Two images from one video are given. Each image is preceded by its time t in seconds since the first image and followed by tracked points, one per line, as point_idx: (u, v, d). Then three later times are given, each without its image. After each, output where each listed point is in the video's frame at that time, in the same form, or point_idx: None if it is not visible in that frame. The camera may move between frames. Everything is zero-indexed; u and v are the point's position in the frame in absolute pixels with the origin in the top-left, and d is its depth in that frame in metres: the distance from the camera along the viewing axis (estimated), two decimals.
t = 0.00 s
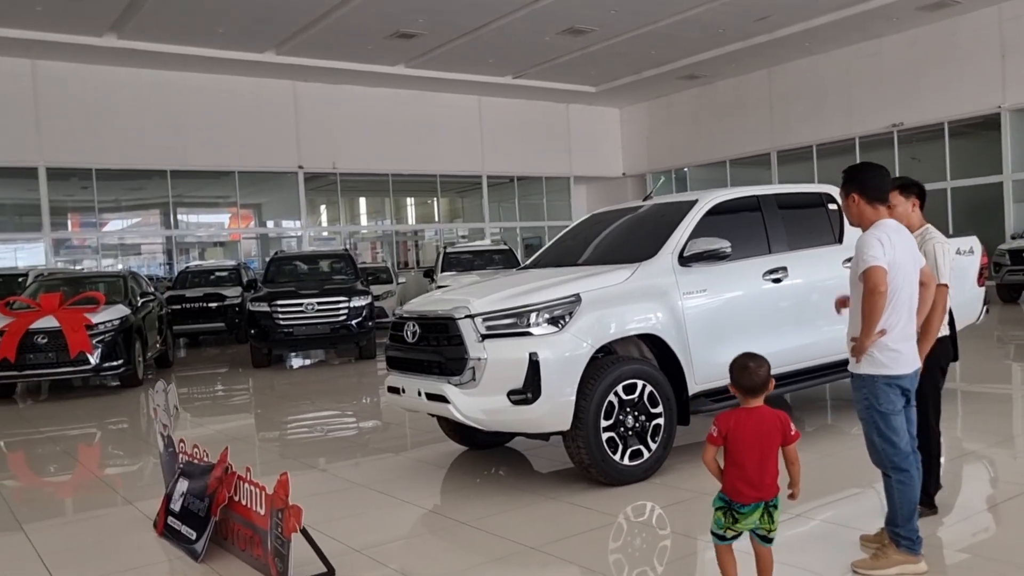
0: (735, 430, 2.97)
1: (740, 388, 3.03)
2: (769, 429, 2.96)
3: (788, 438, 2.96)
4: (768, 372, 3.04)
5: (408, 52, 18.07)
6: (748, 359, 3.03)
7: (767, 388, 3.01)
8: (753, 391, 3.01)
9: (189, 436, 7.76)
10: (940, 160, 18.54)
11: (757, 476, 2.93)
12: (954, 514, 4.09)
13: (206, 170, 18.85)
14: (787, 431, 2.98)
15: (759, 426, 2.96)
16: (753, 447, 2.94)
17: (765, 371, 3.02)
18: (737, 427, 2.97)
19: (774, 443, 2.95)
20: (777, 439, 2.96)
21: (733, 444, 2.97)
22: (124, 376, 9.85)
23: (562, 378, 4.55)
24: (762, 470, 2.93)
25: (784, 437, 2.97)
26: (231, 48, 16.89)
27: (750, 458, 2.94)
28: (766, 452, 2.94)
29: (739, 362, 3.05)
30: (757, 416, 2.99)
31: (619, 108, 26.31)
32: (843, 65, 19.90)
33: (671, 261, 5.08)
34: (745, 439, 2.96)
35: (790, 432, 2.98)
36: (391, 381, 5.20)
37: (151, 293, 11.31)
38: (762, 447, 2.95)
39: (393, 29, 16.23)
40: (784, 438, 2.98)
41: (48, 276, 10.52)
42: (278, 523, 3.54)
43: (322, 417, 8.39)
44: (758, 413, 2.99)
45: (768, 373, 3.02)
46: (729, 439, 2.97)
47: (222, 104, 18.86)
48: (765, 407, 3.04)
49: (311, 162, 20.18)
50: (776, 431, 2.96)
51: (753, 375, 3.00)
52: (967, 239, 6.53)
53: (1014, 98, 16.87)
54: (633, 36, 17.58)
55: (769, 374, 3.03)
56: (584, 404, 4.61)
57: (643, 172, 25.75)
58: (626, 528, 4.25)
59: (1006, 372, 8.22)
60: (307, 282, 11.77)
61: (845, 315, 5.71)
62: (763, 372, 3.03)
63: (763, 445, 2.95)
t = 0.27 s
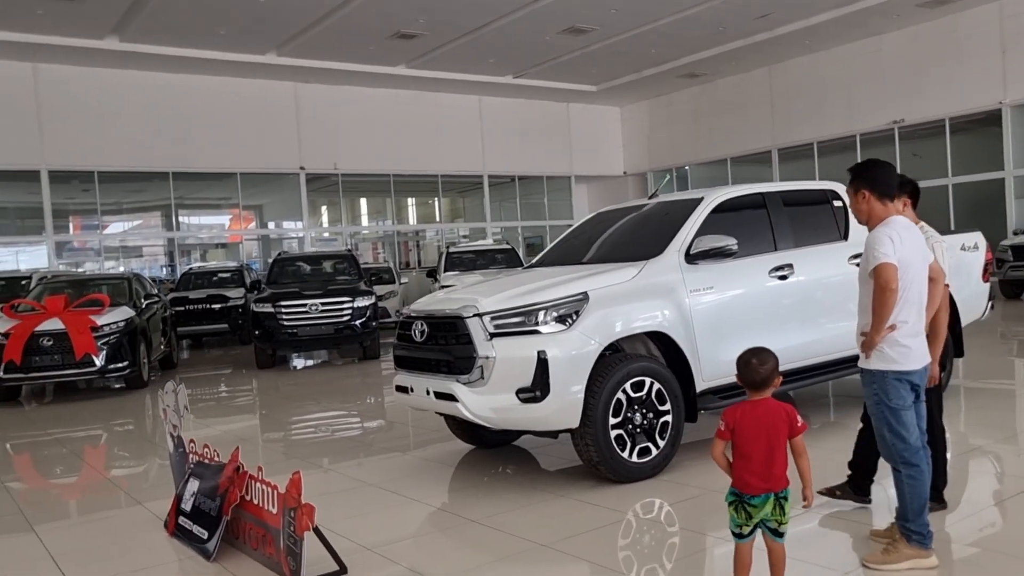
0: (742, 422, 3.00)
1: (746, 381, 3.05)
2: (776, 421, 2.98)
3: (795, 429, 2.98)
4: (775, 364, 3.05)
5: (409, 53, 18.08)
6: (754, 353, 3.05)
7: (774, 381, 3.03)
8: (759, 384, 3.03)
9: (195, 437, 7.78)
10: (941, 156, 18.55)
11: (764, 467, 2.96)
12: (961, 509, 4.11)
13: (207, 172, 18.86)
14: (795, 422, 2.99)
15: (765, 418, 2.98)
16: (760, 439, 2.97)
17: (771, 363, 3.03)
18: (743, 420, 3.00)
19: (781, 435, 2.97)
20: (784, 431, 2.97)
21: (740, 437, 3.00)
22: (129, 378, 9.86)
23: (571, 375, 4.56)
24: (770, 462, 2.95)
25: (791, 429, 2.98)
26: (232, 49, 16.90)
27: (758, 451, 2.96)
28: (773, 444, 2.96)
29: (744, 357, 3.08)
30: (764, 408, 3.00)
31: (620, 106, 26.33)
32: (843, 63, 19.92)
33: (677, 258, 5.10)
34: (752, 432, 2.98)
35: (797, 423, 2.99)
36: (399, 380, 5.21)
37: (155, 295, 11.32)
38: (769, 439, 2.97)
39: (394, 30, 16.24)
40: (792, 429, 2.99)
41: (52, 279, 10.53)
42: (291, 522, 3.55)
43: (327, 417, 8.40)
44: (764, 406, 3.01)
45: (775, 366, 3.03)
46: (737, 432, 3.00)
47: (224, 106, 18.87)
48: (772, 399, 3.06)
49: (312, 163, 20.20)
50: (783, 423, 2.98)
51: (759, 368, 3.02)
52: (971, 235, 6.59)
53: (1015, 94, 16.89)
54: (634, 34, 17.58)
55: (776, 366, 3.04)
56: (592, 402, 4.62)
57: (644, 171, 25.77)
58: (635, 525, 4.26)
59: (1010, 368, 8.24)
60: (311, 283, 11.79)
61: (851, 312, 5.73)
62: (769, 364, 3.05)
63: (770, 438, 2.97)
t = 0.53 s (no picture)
0: (740, 418, 3.01)
1: (745, 378, 3.06)
2: (774, 418, 2.98)
3: (795, 425, 2.97)
4: (773, 361, 3.05)
5: (407, 52, 18.09)
6: (753, 349, 3.06)
7: (772, 377, 3.03)
8: (758, 381, 3.03)
9: (197, 438, 7.78)
10: (940, 153, 18.58)
11: (762, 463, 2.96)
12: (963, 504, 4.12)
13: (206, 174, 18.86)
14: (793, 419, 2.98)
15: (764, 414, 2.99)
16: (758, 435, 2.98)
17: (768, 359, 3.03)
18: (742, 416, 3.01)
19: (780, 431, 2.97)
20: (781, 428, 2.97)
21: (739, 433, 3.01)
22: (129, 379, 9.86)
23: (574, 374, 4.57)
24: (768, 458, 2.96)
25: (790, 425, 2.97)
26: (230, 50, 16.89)
27: (756, 447, 2.97)
28: (770, 440, 2.96)
29: (745, 352, 3.08)
30: (763, 405, 3.01)
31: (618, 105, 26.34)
32: (841, 60, 19.94)
33: (679, 256, 5.11)
34: (751, 428, 2.99)
35: (796, 419, 2.98)
36: (402, 379, 5.22)
37: (155, 296, 11.31)
38: (766, 436, 2.97)
39: (392, 30, 16.25)
40: (792, 426, 2.99)
41: (51, 280, 10.53)
42: (296, 521, 3.55)
43: (329, 417, 8.41)
44: (763, 402, 3.01)
45: (773, 362, 3.03)
46: (735, 428, 3.01)
47: (223, 107, 18.87)
48: (773, 395, 3.06)
49: (311, 163, 20.20)
50: (780, 419, 2.97)
51: (756, 365, 3.03)
52: (972, 231, 6.58)
53: (1013, 90, 16.91)
54: (632, 33, 17.59)
55: (774, 363, 3.04)
56: (596, 400, 4.63)
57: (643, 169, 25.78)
58: (639, 522, 4.27)
59: (1009, 364, 8.26)
60: (311, 283, 11.79)
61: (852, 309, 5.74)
62: (768, 361, 3.05)
63: (767, 434, 2.97)
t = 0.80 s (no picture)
0: (742, 415, 3.02)
1: (747, 374, 3.07)
2: (775, 414, 3.00)
3: (797, 423, 2.99)
4: (775, 357, 3.07)
5: (405, 50, 18.08)
6: (755, 344, 3.07)
7: (774, 373, 3.04)
8: (760, 377, 3.04)
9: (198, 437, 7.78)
10: (938, 149, 18.60)
11: (765, 458, 2.97)
12: (965, 499, 4.14)
13: (204, 172, 18.83)
14: (795, 415, 3.00)
15: (766, 410, 3.01)
16: (760, 431, 2.99)
17: (770, 355, 3.05)
18: (744, 412, 3.02)
19: (782, 427, 2.99)
20: (783, 424, 2.99)
21: (741, 429, 3.02)
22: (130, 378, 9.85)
23: (577, 370, 4.57)
24: (769, 454, 2.98)
25: (792, 422, 3.00)
26: (227, 48, 16.86)
27: (757, 443, 2.99)
28: (773, 437, 2.98)
29: (746, 348, 3.09)
30: (765, 401, 3.02)
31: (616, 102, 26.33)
32: (839, 56, 19.95)
33: (681, 252, 5.11)
34: (753, 424, 3.00)
35: (798, 416, 3.00)
36: (404, 377, 5.22)
37: (155, 295, 11.30)
38: (768, 432, 2.99)
39: (389, 27, 16.24)
40: (794, 423, 3.01)
41: (50, 280, 10.51)
42: (301, 518, 3.56)
43: (330, 415, 8.41)
44: (765, 399, 3.03)
45: (774, 358, 3.05)
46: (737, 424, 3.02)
47: (220, 105, 18.85)
48: (775, 391, 3.08)
49: (309, 162, 20.18)
50: (782, 416, 3.00)
51: (758, 361, 3.04)
52: (972, 225, 6.58)
53: (1011, 85, 16.94)
54: (630, 30, 17.58)
55: (775, 359, 3.06)
56: (598, 397, 4.64)
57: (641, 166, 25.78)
58: (641, 518, 4.28)
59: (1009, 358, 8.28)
60: (310, 281, 11.79)
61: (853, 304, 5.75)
62: (770, 357, 3.06)
63: (770, 430, 2.99)
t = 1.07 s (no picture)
0: (740, 413, 3.03)
1: (746, 373, 3.08)
2: (774, 413, 3.01)
3: (796, 422, 3.00)
4: (773, 356, 3.08)
5: (402, 48, 18.06)
6: (753, 343, 3.07)
7: (773, 373, 3.05)
8: (759, 376, 3.05)
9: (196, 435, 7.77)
10: (934, 148, 18.64)
11: (763, 457, 2.99)
12: (962, 497, 4.15)
13: (200, 170, 18.79)
14: (793, 414, 3.01)
15: (764, 410, 3.01)
16: (759, 430, 3.00)
17: (768, 354, 3.06)
18: (743, 411, 3.03)
19: (780, 427, 3.00)
20: (781, 424, 3.00)
21: (739, 428, 3.03)
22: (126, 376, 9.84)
23: (575, 368, 4.58)
24: (767, 453, 2.99)
25: (790, 421, 3.01)
26: (224, 46, 16.82)
27: (755, 442, 3.00)
28: (771, 436, 2.99)
29: (745, 347, 3.10)
30: (764, 401, 3.03)
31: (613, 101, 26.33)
32: (836, 55, 19.98)
33: (679, 251, 5.12)
34: (752, 424, 3.01)
35: (797, 415, 3.01)
36: (402, 374, 5.21)
37: (151, 293, 11.28)
38: (766, 431, 3.00)
39: (386, 25, 16.21)
40: (792, 422, 3.02)
41: (47, 277, 10.48)
42: (300, 516, 3.56)
43: (327, 414, 8.41)
44: (764, 399, 3.04)
45: (772, 357, 3.06)
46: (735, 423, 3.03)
47: (217, 103, 18.81)
48: (774, 391, 3.08)
49: (306, 160, 20.15)
50: (780, 415, 3.00)
51: (757, 360, 3.05)
52: (969, 224, 6.59)
53: (1008, 85, 16.97)
54: (627, 28, 17.58)
55: (773, 358, 3.06)
56: (596, 394, 4.64)
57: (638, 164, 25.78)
58: (639, 516, 4.29)
59: (1005, 357, 8.30)
60: (307, 279, 11.78)
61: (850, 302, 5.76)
62: (767, 356, 3.07)
63: (768, 429, 3.00)
